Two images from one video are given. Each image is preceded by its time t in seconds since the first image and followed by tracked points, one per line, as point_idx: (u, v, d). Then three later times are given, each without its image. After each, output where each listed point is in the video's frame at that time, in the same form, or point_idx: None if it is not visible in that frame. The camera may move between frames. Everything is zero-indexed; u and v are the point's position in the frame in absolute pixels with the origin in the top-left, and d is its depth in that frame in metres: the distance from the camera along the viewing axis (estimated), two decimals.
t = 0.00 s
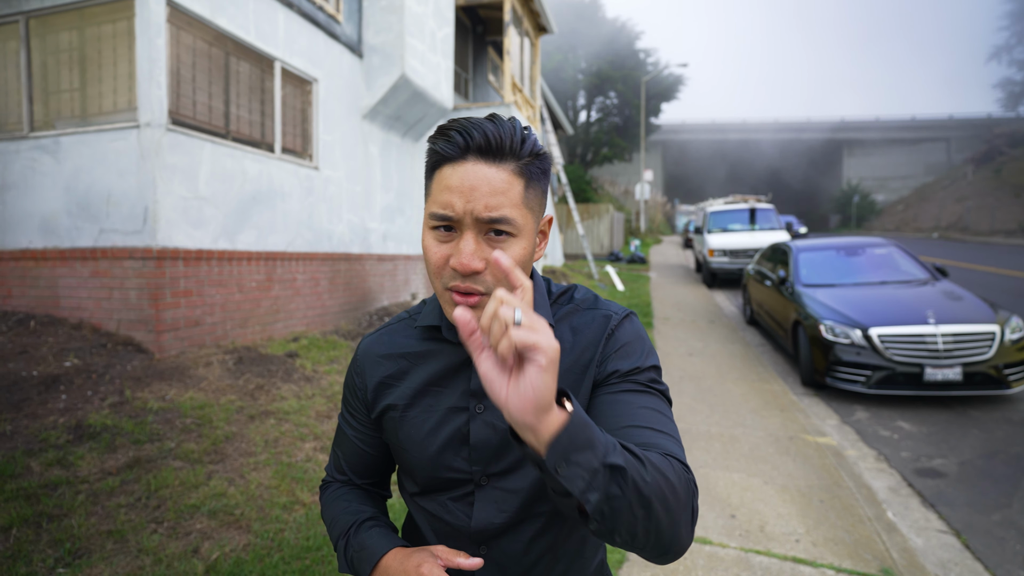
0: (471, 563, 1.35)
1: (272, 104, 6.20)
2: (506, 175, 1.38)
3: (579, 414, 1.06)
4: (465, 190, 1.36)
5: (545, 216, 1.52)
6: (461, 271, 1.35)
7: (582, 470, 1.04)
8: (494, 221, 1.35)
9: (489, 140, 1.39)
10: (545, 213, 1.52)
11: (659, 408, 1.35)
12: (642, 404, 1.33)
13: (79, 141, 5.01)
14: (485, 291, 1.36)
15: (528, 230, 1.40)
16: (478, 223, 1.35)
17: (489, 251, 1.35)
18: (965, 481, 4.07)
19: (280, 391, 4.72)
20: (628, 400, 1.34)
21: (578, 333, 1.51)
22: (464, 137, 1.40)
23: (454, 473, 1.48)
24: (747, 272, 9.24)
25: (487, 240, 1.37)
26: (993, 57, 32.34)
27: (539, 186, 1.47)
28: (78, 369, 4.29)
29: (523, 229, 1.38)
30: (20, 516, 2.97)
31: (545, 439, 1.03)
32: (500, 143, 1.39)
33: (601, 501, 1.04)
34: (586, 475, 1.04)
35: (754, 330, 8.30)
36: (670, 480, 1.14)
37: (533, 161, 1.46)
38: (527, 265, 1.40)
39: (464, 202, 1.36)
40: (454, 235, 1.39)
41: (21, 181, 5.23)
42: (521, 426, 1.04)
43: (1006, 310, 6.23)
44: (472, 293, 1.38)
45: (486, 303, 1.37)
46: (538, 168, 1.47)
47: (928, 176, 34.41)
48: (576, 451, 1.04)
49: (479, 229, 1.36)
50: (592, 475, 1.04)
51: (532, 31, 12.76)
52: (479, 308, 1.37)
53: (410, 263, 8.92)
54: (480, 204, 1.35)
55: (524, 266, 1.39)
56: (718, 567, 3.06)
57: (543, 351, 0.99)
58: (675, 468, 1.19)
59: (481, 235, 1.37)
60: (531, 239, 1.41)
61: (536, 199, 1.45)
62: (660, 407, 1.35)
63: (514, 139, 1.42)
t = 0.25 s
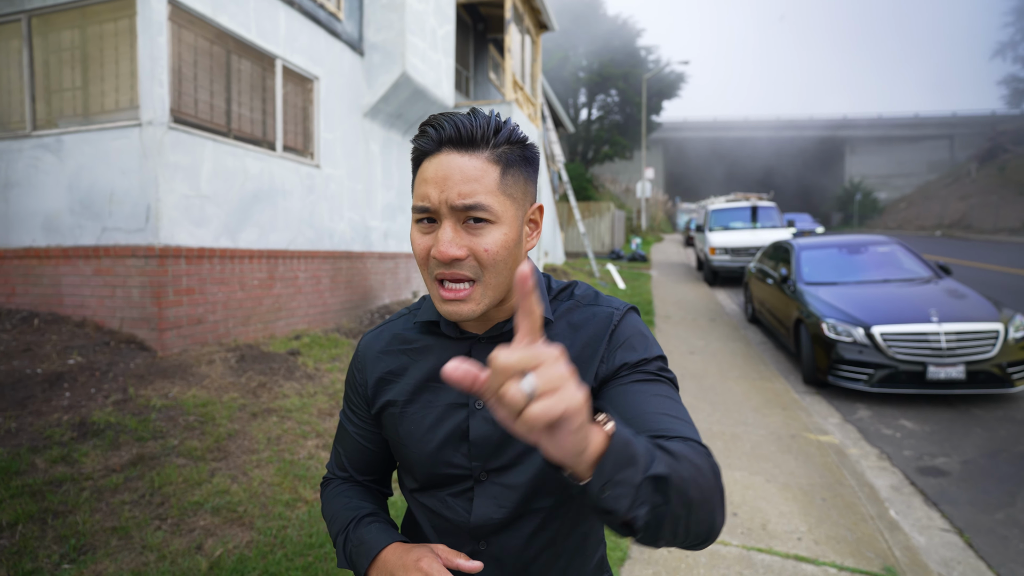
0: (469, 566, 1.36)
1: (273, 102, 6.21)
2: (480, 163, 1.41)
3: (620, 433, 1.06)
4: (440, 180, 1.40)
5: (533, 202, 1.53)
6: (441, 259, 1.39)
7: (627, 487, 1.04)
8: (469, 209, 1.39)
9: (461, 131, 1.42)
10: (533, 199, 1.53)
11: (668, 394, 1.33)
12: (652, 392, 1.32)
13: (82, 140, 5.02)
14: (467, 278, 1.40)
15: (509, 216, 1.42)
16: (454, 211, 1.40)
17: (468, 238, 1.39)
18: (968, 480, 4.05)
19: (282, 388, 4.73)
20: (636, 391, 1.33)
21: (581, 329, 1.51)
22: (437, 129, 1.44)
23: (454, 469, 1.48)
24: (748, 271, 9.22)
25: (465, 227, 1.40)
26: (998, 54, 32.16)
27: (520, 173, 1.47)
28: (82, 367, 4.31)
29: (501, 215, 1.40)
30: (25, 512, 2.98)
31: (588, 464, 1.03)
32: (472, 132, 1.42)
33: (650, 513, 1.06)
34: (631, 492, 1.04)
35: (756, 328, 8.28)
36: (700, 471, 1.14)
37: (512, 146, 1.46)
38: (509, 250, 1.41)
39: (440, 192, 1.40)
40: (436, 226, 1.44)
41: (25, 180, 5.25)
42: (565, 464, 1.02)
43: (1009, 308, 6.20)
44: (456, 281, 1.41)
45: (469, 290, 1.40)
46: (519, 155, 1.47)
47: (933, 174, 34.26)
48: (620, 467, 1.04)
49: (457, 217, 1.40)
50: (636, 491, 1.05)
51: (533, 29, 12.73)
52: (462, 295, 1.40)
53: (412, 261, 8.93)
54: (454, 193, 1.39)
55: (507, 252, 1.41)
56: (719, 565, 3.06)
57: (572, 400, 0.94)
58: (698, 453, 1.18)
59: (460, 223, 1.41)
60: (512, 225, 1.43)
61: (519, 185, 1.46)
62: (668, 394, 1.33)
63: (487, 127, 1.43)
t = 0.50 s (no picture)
0: None
1: (276, 100, 6.21)
2: (497, 175, 1.38)
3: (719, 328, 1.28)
4: (456, 195, 1.37)
5: (553, 208, 1.50)
6: (460, 274, 1.38)
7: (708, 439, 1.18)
8: (488, 223, 1.36)
9: (476, 141, 1.39)
10: (553, 205, 1.50)
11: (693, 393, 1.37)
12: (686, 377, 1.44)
13: (85, 138, 5.04)
14: (486, 290, 1.39)
15: (528, 227, 1.40)
16: (472, 225, 1.37)
17: (487, 252, 1.38)
18: (972, 478, 4.04)
19: (285, 386, 4.74)
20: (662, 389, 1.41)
21: (600, 328, 1.50)
22: (453, 139, 1.40)
23: (466, 462, 1.47)
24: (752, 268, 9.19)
25: (483, 241, 1.38)
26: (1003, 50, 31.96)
27: (539, 179, 1.44)
28: (86, 365, 4.33)
29: (520, 229, 1.38)
30: (30, 509, 3.00)
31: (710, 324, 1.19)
32: (489, 143, 1.39)
33: (759, 391, 1.17)
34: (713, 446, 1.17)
35: (759, 326, 8.27)
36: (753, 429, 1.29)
37: (530, 153, 1.44)
38: (528, 262, 1.40)
39: (457, 207, 1.37)
40: (453, 237, 1.42)
41: (28, 178, 5.27)
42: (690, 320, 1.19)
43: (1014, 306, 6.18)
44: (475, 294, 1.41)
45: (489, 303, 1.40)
46: (538, 161, 1.45)
47: (936, 172, 34.11)
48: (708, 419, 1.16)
49: (475, 231, 1.38)
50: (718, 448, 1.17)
51: (535, 26, 12.71)
52: (482, 308, 1.40)
53: (414, 259, 8.93)
54: (472, 208, 1.36)
55: (526, 265, 1.40)
56: (722, 563, 3.05)
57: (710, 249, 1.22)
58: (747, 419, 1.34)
59: (478, 237, 1.38)
60: (531, 236, 1.41)
61: (537, 195, 1.43)
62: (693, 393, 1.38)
63: (505, 135, 1.41)
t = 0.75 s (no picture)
0: None
1: (278, 99, 6.21)
2: (558, 196, 1.34)
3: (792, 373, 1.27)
4: (514, 212, 1.33)
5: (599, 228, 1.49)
6: (507, 292, 1.35)
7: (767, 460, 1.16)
8: (542, 243, 1.33)
9: (538, 158, 1.35)
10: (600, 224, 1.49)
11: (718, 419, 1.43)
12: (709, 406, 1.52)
13: (87, 137, 5.04)
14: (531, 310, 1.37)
15: (579, 250, 1.38)
16: (526, 244, 1.33)
17: (538, 273, 1.35)
18: (975, 478, 4.03)
19: (286, 384, 4.75)
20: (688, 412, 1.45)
21: (633, 343, 1.50)
22: (513, 154, 1.35)
23: (498, 466, 1.43)
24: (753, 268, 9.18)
25: (534, 260, 1.35)
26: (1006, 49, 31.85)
27: (594, 201, 1.42)
28: (88, 364, 4.33)
29: (572, 252, 1.36)
30: (33, 508, 3.00)
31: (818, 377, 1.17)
32: (550, 161, 1.35)
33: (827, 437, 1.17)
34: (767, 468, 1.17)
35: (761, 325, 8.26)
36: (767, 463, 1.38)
37: (587, 174, 1.41)
38: (575, 284, 1.39)
39: (513, 224, 1.33)
40: (502, 252, 1.38)
41: (31, 177, 5.28)
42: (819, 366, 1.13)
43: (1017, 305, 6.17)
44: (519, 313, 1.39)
45: (533, 321, 1.39)
46: (594, 182, 1.42)
47: (939, 171, 34.04)
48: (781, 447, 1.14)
49: (527, 250, 1.35)
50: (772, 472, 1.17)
51: (536, 25, 12.71)
52: (526, 326, 1.39)
53: (416, 258, 8.93)
54: (528, 227, 1.32)
55: (572, 287, 1.39)
56: (724, 562, 3.05)
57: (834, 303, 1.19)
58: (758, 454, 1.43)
59: (530, 256, 1.35)
60: (580, 258, 1.39)
61: (590, 216, 1.41)
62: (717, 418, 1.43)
63: (566, 154, 1.37)
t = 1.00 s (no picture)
0: None
1: (276, 98, 6.19)
2: (606, 202, 1.35)
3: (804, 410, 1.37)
4: (561, 215, 1.33)
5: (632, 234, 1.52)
6: (546, 293, 1.36)
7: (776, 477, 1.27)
8: (585, 247, 1.35)
9: (590, 162, 1.35)
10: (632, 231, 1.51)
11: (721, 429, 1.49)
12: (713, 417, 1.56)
13: (84, 136, 5.02)
14: (567, 312, 1.38)
15: (616, 256, 1.40)
16: (569, 247, 1.35)
17: (577, 276, 1.37)
18: (972, 478, 4.04)
19: (285, 384, 4.73)
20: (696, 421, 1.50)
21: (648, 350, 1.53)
22: (562, 158, 1.34)
23: (515, 469, 1.42)
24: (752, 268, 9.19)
25: (574, 263, 1.37)
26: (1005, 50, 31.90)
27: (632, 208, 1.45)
28: (85, 363, 4.31)
29: (612, 257, 1.38)
30: (29, 508, 2.99)
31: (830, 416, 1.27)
32: (598, 168, 1.35)
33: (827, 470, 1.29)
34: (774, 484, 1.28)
35: (760, 325, 8.27)
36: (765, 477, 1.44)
37: (630, 183, 1.42)
38: (610, 289, 1.42)
39: (558, 226, 1.33)
40: (542, 253, 1.38)
41: (27, 176, 5.26)
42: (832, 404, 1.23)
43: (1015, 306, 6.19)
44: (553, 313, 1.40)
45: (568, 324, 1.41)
46: (634, 191, 1.44)
47: (936, 172, 34.12)
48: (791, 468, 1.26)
49: (569, 253, 1.36)
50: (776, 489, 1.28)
51: (536, 25, 12.69)
52: (560, 328, 1.40)
53: (415, 258, 8.92)
54: (573, 230, 1.33)
55: (606, 291, 1.41)
56: (723, 562, 3.05)
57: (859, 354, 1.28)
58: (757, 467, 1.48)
59: (570, 259, 1.37)
60: (616, 264, 1.42)
61: (628, 222, 1.44)
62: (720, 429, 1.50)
63: (613, 162, 1.37)
